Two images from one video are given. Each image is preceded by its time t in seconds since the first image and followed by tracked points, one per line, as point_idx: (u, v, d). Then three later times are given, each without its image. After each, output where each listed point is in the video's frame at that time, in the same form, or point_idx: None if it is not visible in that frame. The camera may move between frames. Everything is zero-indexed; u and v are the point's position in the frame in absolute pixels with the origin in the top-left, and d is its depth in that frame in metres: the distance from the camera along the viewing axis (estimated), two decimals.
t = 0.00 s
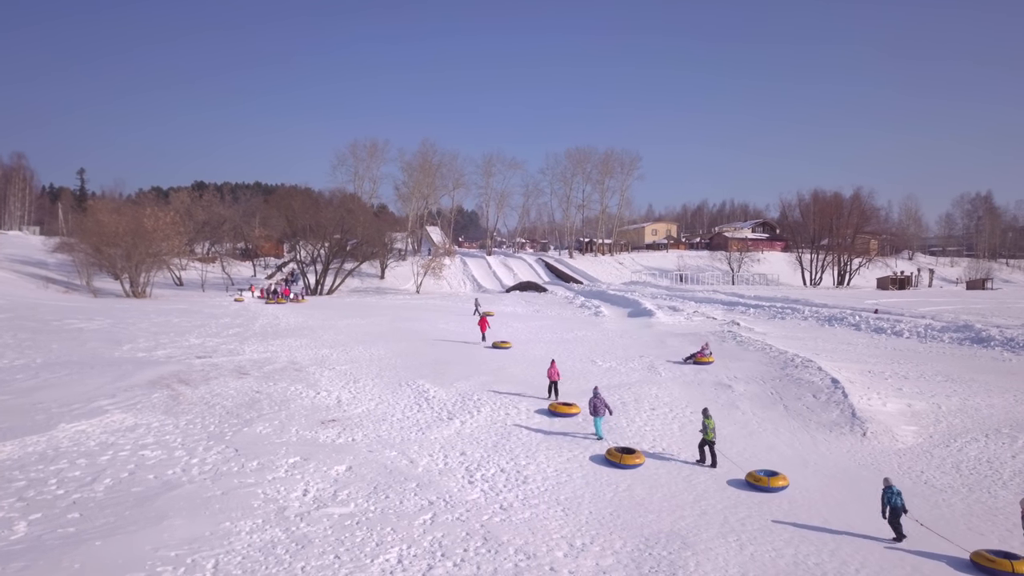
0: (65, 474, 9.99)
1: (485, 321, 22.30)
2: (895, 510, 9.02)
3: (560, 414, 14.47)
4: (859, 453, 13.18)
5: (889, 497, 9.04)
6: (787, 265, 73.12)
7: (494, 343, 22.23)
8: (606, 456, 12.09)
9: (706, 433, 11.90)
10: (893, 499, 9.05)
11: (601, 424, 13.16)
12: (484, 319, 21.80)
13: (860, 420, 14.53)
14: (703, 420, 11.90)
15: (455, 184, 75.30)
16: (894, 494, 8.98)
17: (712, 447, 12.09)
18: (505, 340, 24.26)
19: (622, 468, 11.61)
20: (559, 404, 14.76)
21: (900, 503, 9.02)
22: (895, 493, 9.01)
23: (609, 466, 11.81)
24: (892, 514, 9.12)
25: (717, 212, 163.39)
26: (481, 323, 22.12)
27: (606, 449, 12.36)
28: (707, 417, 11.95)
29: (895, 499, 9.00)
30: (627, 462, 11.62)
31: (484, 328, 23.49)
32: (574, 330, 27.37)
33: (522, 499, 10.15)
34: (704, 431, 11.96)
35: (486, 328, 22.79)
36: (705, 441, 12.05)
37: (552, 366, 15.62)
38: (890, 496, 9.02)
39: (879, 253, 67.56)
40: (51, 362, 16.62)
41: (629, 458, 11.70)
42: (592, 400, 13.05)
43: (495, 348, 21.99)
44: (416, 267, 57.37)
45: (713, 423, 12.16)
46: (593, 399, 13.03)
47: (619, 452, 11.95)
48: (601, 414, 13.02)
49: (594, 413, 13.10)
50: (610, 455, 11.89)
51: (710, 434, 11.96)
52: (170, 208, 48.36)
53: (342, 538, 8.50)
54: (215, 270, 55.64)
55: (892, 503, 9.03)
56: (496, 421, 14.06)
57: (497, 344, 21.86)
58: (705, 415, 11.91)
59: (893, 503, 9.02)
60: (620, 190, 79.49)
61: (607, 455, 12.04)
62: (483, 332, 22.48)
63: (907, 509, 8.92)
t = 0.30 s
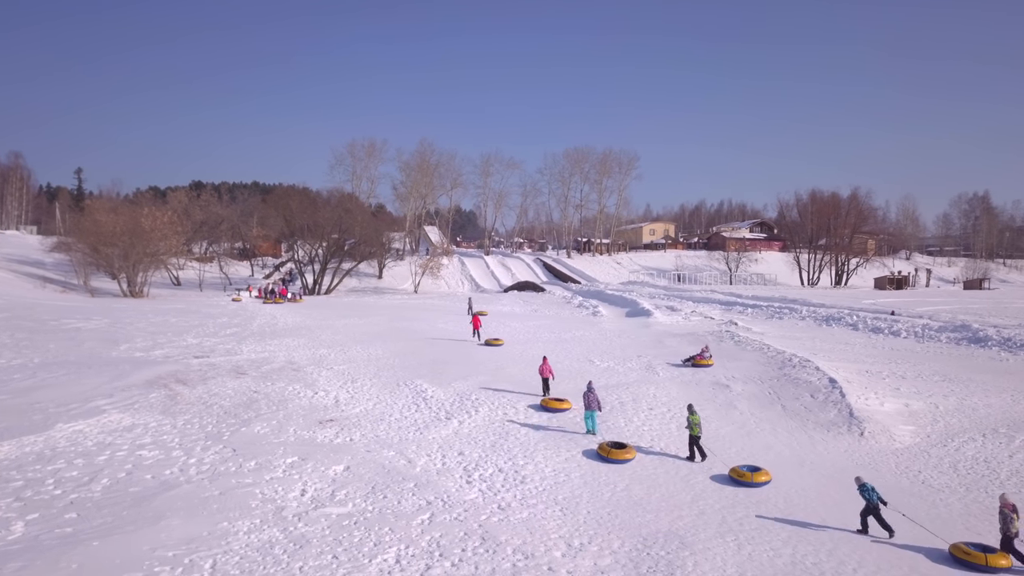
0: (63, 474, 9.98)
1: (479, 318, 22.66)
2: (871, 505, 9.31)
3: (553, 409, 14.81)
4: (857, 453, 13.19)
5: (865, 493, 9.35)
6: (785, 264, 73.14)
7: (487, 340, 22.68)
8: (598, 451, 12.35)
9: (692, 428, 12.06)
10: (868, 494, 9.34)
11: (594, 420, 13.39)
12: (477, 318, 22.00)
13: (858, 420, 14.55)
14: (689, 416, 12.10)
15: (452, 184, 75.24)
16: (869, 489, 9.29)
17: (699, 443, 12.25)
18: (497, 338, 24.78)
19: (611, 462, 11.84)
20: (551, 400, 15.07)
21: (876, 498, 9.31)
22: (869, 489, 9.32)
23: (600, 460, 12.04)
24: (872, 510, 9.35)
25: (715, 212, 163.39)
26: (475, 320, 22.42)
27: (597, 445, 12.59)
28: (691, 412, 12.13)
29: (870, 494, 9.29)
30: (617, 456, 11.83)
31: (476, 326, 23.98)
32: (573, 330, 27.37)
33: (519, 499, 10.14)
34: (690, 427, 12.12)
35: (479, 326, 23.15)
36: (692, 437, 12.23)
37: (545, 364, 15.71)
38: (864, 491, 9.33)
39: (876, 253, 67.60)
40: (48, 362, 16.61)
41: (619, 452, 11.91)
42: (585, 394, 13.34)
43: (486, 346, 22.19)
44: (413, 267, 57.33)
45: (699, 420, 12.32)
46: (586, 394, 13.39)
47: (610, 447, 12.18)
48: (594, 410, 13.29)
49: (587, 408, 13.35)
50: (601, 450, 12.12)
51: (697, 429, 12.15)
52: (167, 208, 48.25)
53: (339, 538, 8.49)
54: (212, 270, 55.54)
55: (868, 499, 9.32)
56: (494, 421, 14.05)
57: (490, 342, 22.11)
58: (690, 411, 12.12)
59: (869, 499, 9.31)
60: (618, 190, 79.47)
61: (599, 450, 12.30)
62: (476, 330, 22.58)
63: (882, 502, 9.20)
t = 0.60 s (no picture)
0: (60, 474, 9.96)
1: (471, 318, 23.10)
2: (849, 499, 9.45)
3: (546, 405, 15.08)
4: (855, 453, 13.21)
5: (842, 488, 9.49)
6: (783, 264, 73.18)
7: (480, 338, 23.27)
8: (589, 445, 12.63)
9: (681, 425, 12.20)
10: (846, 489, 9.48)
11: (587, 416, 13.51)
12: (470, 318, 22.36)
13: (856, 420, 14.57)
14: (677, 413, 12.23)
15: (450, 184, 75.21)
16: (846, 484, 9.44)
17: (685, 438, 12.42)
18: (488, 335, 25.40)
19: (601, 456, 12.15)
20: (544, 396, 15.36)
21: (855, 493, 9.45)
22: (848, 484, 9.46)
23: (592, 454, 12.31)
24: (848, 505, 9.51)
25: (712, 212, 163.54)
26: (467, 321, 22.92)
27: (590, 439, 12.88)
28: (681, 409, 12.27)
29: (847, 489, 9.43)
30: (606, 451, 12.11)
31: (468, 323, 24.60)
32: (571, 330, 27.35)
33: (518, 499, 10.14)
34: (679, 423, 12.28)
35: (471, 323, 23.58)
36: (681, 434, 12.36)
37: (540, 361, 15.78)
38: (843, 487, 9.47)
39: (874, 253, 67.64)
40: (46, 362, 16.58)
41: (609, 447, 12.20)
42: (576, 392, 13.34)
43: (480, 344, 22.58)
44: (411, 266, 57.32)
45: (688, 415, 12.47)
46: (577, 392, 13.36)
47: (601, 441, 12.49)
48: (585, 407, 13.38)
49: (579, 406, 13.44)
50: (593, 444, 12.44)
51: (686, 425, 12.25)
52: (165, 207, 48.18)
53: (337, 538, 8.48)
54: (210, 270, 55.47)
55: (846, 493, 9.47)
56: (493, 420, 14.04)
57: (482, 339, 22.59)
58: (680, 408, 12.24)
59: (846, 492, 9.45)
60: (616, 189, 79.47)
61: (590, 444, 12.59)
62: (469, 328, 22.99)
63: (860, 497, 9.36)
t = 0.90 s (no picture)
0: (58, 474, 9.95)
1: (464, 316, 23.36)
2: (823, 491, 9.72)
3: (539, 402, 15.30)
4: (852, 453, 13.22)
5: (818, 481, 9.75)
6: (780, 264, 73.22)
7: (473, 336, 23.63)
8: (579, 439, 12.89)
9: (670, 420, 12.52)
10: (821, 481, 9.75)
11: (577, 412, 13.78)
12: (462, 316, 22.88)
13: (853, 420, 14.58)
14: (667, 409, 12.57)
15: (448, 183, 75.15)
16: (821, 476, 9.72)
17: (674, 433, 12.72)
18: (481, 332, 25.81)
19: (592, 449, 12.43)
20: (538, 393, 15.61)
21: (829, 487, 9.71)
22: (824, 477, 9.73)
23: (583, 448, 12.60)
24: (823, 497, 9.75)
25: (710, 212, 163.58)
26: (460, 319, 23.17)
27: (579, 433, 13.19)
28: (671, 406, 12.58)
29: (822, 481, 9.71)
30: (595, 443, 12.40)
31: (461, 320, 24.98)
32: (569, 330, 27.33)
33: (516, 499, 10.14)
34: (667, 418, 12.57)
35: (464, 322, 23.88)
36: (669, 428, 12.68)
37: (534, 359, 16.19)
38: (818, 479, 9.75)
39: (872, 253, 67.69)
40: (43, 362, 16.54)
41: (599, 440, 12.47)
42: (569, 388, 13.70)
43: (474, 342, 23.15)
44: (409, 266, 57.28)
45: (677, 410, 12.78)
46: (570, 387, 13.70)
47: (591, 435, 12.77)
48: (577, 403, 13.65)
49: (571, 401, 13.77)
50: (583, 437, 12.72)
51: (674, 420, 12.58)
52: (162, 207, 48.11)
53: (336, 538, 8.49)
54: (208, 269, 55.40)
55: (820, 485, 9.74)
56: (491, 420, 14.03)
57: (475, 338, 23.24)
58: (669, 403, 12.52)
59: (822, 485, 9.72)
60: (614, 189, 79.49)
61: (580, 438, 12.86)
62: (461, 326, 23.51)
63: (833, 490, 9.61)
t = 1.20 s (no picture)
0: (56, 474, 9.94)
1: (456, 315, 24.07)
2: (800, 487, 9.89)
3: (534, 399, 15.47)
4: (850, 452, 13.24)
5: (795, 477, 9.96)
6: (778, 264, 73.27)
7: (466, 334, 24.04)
8: (569, 435, 13.20)
9: (655, 416, 12.74)
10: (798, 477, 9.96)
11: (570, 408, 14.04)
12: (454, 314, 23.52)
13: (851, 420, 14.59)
14: (653, 405, 12.77)
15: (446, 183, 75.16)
16: (799, 472, 9.92)
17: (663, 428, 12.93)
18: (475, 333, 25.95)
19: (582, 442, 12.77)
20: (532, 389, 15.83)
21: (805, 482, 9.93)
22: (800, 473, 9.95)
23: (573, 442, 12.93)
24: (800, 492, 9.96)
25: (708, 212, 163.63)
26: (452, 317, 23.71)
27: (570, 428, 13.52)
28: (654, 401, 12.83)
29: (800, 477, 9.91)
30: (586, 437, 12.78)
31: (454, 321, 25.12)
32: (567, 330, 27.34)
33: (514, 499, 10.14)
34: (653, 414, 12.82)
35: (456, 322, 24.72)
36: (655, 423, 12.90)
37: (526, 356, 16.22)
38: (795, 474, 9.95)
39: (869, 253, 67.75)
40: (40, 362, 16.52)
41: (589, 434, 12.85)
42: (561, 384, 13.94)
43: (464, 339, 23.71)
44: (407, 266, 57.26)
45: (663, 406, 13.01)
46: (563, 384, 13.94)
47: (580, 429, 13.11)
48: (570, 399, 13.91)
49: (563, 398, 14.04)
50: (573, 431, 13.03)
51: (660, 416, 12.81)
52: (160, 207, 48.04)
53: (334, 538, 8.49)
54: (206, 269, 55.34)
55: (798, 482, 9.91)
56: (489, 420, 14.03)
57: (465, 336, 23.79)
58: (653, 400, 12.78)
59: (799, 481, 9.90)
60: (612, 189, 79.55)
61: (570, 433, 13.16)
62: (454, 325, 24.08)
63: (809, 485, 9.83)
